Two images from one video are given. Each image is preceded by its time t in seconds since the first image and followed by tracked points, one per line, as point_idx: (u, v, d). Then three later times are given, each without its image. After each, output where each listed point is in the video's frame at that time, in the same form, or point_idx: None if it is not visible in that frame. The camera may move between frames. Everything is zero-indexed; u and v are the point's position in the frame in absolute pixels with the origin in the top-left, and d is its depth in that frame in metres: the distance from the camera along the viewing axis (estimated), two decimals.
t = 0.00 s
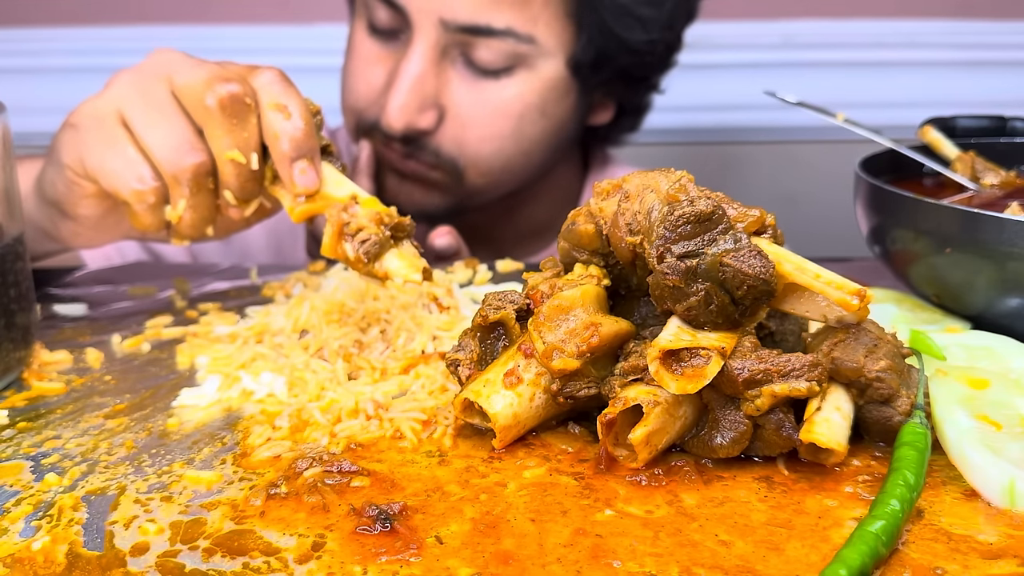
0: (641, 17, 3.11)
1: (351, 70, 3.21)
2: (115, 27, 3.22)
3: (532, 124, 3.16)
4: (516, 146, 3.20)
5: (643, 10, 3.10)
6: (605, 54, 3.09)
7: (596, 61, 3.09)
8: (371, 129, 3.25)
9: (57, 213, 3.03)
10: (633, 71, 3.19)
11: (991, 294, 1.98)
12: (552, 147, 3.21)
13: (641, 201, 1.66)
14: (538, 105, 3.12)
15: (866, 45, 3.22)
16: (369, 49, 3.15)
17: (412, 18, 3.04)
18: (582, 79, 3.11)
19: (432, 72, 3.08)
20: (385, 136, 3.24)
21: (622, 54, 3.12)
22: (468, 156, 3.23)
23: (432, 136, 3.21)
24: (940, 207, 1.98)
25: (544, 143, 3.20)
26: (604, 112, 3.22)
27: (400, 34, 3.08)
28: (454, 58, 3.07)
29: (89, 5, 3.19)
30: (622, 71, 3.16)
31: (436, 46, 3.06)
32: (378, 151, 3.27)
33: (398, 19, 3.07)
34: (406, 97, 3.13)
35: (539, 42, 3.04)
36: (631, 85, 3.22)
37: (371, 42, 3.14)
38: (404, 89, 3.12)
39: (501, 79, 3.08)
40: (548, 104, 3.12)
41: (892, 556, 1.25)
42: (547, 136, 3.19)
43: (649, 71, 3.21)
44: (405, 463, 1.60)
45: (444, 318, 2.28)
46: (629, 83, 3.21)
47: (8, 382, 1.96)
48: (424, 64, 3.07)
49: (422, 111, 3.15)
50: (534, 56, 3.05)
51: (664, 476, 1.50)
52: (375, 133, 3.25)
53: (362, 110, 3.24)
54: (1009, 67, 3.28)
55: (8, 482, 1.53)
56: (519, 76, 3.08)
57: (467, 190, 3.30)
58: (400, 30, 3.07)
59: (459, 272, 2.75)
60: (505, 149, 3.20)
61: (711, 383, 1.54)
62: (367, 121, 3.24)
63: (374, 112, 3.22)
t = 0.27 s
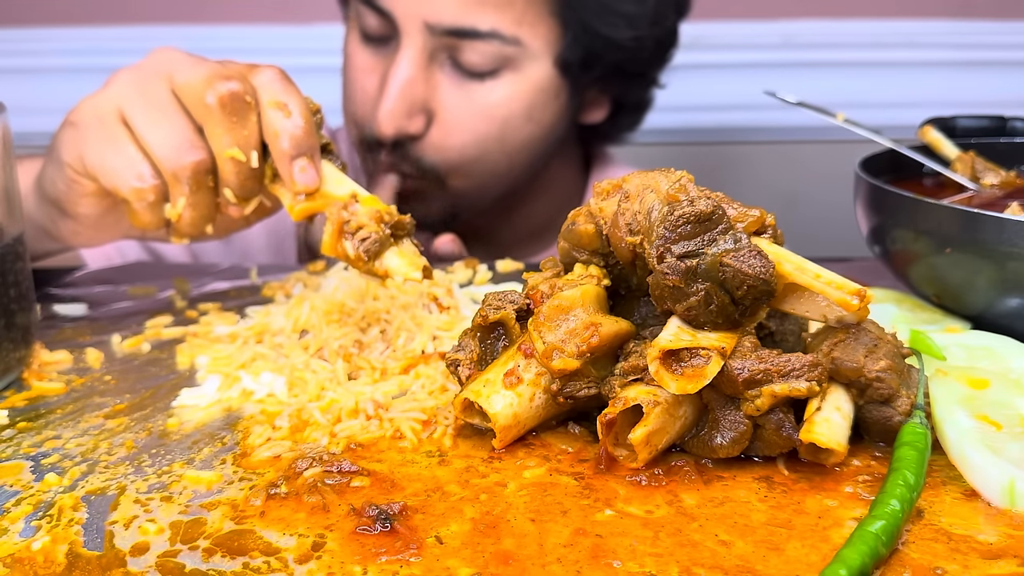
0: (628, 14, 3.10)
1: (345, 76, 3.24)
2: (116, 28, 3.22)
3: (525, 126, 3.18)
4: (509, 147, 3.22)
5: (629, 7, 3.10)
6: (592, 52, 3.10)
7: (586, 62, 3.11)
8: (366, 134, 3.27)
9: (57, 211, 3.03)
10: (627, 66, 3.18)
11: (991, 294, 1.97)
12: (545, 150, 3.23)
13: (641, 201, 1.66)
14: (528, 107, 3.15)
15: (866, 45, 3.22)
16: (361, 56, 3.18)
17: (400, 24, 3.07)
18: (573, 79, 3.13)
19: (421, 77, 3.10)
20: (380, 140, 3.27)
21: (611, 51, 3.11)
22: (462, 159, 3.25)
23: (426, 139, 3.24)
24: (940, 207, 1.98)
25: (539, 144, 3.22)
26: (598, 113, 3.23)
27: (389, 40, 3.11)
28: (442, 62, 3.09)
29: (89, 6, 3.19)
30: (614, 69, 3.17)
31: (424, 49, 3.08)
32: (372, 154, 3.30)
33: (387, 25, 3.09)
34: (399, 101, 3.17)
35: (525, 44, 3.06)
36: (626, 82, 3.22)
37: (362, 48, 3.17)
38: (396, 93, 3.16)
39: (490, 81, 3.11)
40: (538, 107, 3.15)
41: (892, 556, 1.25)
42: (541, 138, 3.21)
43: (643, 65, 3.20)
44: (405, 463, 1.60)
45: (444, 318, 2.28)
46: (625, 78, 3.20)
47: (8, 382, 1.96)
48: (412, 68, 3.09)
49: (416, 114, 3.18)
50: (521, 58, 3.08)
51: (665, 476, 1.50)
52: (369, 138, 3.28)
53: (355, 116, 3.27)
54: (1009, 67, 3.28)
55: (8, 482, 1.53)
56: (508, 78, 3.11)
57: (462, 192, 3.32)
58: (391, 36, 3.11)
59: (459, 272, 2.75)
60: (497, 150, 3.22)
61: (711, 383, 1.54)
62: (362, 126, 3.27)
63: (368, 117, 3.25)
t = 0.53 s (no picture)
0: None
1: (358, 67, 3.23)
2: (117, 28, 3.23)
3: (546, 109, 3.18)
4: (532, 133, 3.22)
5: None
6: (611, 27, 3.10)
7: (607, 40, 3.12)
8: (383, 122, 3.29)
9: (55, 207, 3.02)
10: (638, 50, 3.20)
11: (991, 294, 1.97)
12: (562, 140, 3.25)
13: (641, 201, 1.66)
14: (554, 86, 3.14)
15: (866, 45, 3.22)
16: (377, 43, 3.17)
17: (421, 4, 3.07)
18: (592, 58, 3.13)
19: (445, 54, 3.11)
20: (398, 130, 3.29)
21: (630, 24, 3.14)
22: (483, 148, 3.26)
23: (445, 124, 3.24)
24: (939, 207, 1.99)
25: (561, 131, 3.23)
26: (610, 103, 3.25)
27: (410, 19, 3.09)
28: (465, 39, 3.10)
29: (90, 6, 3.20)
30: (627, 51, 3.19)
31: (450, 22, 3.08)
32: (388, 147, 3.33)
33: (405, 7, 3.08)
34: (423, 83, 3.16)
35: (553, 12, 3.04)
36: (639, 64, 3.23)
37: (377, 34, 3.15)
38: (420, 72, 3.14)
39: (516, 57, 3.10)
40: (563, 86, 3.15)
41: (892, 556, 1.25)
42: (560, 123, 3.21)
43: (652, 46, 3.22)
44: (405, 463, 1.60)
45: (444, 317, 2.29)
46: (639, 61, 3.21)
47: (8, 382, 1.96)
48: (437, 44, 3.10)
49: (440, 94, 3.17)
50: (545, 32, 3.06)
51: (665, 477, 1.50)
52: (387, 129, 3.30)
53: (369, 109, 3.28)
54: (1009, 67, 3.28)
55: (8, 482, 1.53)
56: (535, 52, 3.09)
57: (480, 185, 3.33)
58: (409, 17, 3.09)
59: (459, 272, 2.75)
60: (507, 143, 3.25)
61: (711, 383, 1.54)
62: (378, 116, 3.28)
63: (386, 104, 3.24)
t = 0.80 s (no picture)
0: None
1: (381, 47, 3.19)
2: (120, 28, 3.24)
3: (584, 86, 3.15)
4: (572, 110, 3.19)
5: None
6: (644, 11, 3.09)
7: (638, 20, 3.09)
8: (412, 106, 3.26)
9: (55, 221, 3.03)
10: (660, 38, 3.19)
11: (991, 294, 1.97)
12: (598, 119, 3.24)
13: (641, 201, 1.66)
14: (591, 63, 3.10)
15: (866, 45, 3.22)
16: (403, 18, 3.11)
17: None
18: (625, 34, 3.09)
19: (486, 26, 3.06)
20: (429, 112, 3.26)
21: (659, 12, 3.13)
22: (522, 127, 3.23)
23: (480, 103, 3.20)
24: (939, 207, 1.99)
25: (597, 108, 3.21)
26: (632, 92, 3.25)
27: None
28: (504, 14, 3.04)
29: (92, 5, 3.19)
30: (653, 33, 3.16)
31: None
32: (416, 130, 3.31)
33: None
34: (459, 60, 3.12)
35: None
36: (661, 50, 3.21)
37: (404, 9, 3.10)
38: (457, 46, 3.11)
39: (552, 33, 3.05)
40: (599, 63, 3.11)
41: (892, 556, 1.25)
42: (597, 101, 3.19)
43: (673, 32, 3.20)
44: (405, 463, 1.60)
45: (444, 317, 2.29)
46: (660, 49, 3.20)
47: (8, 382, 1.96)
48: (478, 17, 3.05)
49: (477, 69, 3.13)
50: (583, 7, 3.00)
51: (665, 477, 1.50)
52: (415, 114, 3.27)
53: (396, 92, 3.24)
54: (1009, 67, 3.28)
55: (8, 482, 1.53)
56: (572, 28, 3.03)
57: (516, 167, 3.31)
58: None
59: (459, 272, 2.75)
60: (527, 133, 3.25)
61: (711, 383, 1.54)
62: (404, 99, 3.25)
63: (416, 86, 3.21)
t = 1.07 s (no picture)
0: None
1: (412, 43, 3.19)
2: (118, 28, 3.20)
3: (619, 84, 3.14)
4: (606, 113, 3.20)
5: None
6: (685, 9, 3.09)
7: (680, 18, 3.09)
8: (441, 104, 3.25)
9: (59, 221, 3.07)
10: (699, 37, 3.18)
11: (990, 294, 1.98)
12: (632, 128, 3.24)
13: (641, 201, 1.66)
14: (627, 60, 3.10)
15: (866, 45, 3.22)
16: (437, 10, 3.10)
17: None
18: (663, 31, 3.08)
19: (524, 20, 3.06)
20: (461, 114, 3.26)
21: (700, 12, 3.13)
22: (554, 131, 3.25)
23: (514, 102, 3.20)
24: (939, 207, 1.98)
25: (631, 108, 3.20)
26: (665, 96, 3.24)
27: None
28: (542, 7, 3.04)
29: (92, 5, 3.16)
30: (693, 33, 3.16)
31: None
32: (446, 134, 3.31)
33: None
34: (495, 54, 3.12)
35: None
36: (697, 52, 3.19)
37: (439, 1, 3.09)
38: (495, 38, 3.10)
39: (590, 27, 3.04)
40: (636, 61, 3.10)
41: (892, 556, 1.25)
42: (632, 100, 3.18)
43: (712, 34, 3.19)
44: (405, 463, 1.60)
45: (445, 317, 2.29)
46: (698, 50, 3.19)
47: (8, 382, 1.95)
48: (515, 11, 3.05)
49: (513, 64, 3.13)
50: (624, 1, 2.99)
51: (664, 476, 1.50)
52: (445, 116, 3.28)
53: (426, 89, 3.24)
54: (1008, 67, 3.28)
55: (8, 482, 1.53)
56: (611, 23, 3.03)
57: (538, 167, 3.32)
58: None
59: (459, 272, 2.74)
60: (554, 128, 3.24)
61: (710, 383, 1.54)
62: (434, 97, 3.25)
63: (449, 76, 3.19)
